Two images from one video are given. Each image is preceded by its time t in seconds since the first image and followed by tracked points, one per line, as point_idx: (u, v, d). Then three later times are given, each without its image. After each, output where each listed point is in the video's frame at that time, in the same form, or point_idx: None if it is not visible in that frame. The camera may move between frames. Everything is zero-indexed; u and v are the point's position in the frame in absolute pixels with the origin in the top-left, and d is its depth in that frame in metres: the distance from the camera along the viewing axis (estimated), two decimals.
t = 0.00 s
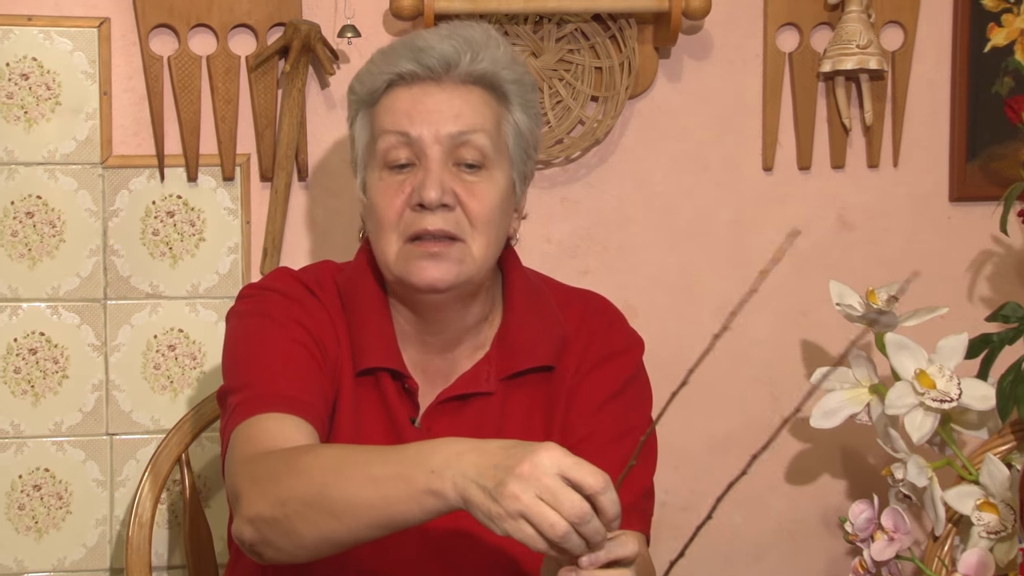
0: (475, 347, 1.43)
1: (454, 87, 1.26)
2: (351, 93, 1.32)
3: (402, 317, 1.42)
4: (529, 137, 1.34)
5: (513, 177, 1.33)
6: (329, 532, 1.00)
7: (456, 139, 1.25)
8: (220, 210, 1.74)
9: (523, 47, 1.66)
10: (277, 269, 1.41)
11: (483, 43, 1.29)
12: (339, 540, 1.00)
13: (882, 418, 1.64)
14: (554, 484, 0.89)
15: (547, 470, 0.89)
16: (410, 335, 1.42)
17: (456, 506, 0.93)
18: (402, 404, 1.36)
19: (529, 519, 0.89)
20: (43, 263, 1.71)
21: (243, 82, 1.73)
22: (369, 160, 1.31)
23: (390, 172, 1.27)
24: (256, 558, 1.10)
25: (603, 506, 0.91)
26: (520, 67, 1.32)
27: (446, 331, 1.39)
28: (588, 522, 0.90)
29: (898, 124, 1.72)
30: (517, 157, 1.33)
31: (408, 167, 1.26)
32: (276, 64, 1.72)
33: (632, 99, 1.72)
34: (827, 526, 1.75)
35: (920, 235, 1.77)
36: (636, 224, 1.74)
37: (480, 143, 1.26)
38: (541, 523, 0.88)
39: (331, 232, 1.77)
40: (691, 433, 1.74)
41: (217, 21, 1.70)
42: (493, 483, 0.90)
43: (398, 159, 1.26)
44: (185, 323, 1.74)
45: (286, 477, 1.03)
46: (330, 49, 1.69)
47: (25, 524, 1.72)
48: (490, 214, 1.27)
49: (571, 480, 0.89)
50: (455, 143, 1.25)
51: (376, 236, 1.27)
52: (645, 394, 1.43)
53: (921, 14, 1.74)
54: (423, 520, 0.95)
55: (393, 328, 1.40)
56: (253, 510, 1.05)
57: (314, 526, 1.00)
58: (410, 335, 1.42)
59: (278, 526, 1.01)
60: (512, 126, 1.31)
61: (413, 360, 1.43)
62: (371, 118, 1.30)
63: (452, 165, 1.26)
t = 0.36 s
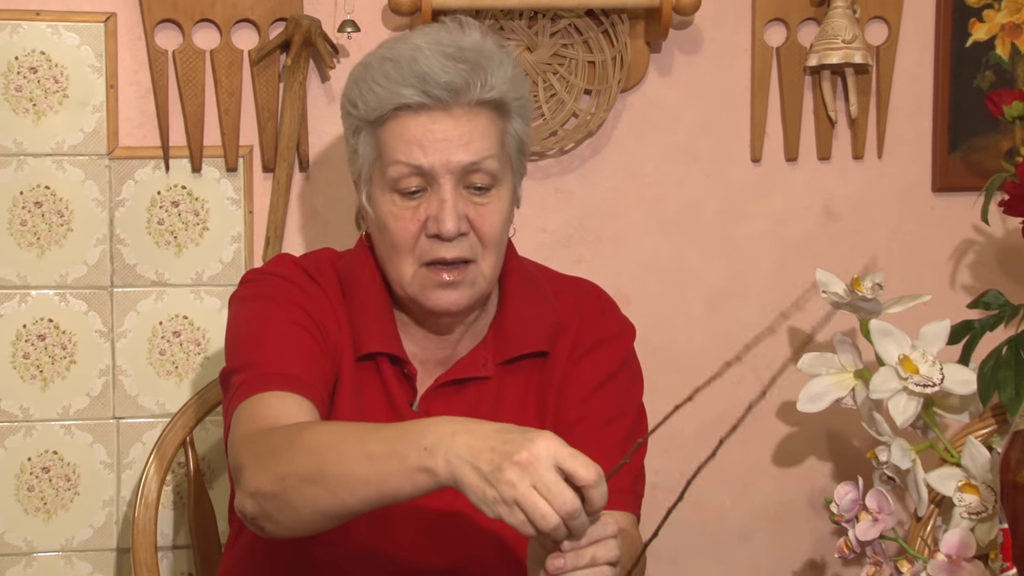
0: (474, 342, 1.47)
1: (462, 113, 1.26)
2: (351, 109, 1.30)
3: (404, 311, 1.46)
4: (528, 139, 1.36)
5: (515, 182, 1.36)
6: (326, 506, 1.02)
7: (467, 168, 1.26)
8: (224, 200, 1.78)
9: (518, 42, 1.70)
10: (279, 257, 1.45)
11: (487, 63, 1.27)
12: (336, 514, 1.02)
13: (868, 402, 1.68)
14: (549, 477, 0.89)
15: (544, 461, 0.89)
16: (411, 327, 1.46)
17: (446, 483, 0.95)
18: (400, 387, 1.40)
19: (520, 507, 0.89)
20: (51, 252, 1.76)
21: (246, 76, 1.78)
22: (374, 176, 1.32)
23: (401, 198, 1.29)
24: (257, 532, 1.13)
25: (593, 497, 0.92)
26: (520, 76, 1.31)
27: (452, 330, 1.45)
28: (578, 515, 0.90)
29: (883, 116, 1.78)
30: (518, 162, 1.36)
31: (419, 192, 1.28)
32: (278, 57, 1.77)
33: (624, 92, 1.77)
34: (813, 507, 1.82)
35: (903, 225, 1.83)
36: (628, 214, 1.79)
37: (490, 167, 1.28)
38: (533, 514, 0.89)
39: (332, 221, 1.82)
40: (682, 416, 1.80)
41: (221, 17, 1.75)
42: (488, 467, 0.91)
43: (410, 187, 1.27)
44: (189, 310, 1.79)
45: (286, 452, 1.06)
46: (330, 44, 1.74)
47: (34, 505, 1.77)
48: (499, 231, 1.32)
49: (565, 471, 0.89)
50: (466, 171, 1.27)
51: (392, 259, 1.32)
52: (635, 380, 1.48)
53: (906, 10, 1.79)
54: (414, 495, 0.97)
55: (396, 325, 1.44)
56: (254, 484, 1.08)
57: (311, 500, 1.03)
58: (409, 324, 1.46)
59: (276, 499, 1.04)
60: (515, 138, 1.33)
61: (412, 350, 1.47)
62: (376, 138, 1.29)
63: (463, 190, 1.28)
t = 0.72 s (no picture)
0: (473, 326, 1.51)
1: (455, 109, 1.30)
2: (347, 104, 1.34)
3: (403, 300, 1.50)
4: (521, 130, 1.40)
5: (509, 172, 1.40)
6: (330, 479, 1.06)
7: (460, 162, 1.30)
8: (227, 188, 1.83)
9: (514, 34, 1.74)
10: (282, 243, 1.49)
11: (478, 59, 1.31)
12: (340, 487, 1.07)
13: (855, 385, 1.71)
14: (547, 465, 0.91)
15: (543, 447, 0.92)
16: (410, 314, 1.50)
17: (446, 460, 0.98)
18: (399, 370, 1.44)
19: (517, 490, 0.92)
20: (59, 239, 1.80)
21: (248, 67, 1.82)
22: (371, 169, 1.36)
23: (396, 191, 1.33)
24: (262, 505, 1.18)
25: (587, 486, 0.94)
26: (512, 70, 1.35)
27: (450, 317, 1.49)
28: (571, 503, 0.92)
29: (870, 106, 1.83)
30: (511, 153, 1.40)
31: (414, 185, 1.32)
32: (280, 49, 1.80)
33: (618, 83, 1.81)
34: (802, 488, 1.87)
35: (890, 213, 1.88)
36: (622, 203, 1.83)
37: (483, 160, 1.32)
38: (528, 499, 0.91)
39: (333, 210, 1.87)
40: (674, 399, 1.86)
41: (224, 9, 1.79)
42: (488, 450, 0.93)
43: (405, 180, 1.32)
44: (194, 296, 1.84)
45: (292, 428, 1.10)
46: (331, 36, 1.78)
47: (43, 486, 1.81)
48: (493, 222, 1.36)
49: (563, 460, 0.91)
50: (459, 164, 1.31)
51: (388, 250, 1.36)
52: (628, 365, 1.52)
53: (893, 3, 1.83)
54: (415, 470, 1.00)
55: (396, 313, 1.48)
56: (261, 459, 1.12)
57: (315, 473, 1.07)
58: (409, 309, 1.50)
59: (283, 472, 1.08)
60: (507, 130, 1.37)
61: (410, 334, 1.51)
62: (371, 132, 1.34)
63: (457, 183, 1.32)
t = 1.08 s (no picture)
0: (471, 311, 1.54)
1: (449, 98, 1.34)
2: (345, 94, 1.38)
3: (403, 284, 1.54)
4: (516, 118, 1.44)
5: (504, 159, 1.44)
6: (333, 456, 1.09)
7: (455, 150, 1.35)
8: (230, 177, 1.87)
9: (511, 26, 1.78)
10: (286, 229, 1.53)
11: (472, 49, 1.35)
12: (342, 463, 1.10)
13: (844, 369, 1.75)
14: (543, 453, 0.95)
15: (540, 436, 0.95)
16: (410, 299, 1.54)
17: (446, 442, 1.01)
18: (399, 353, 1.48)
19: (514, 476, 0.96)
20: (66, 226, 1.84)
21: (251, 58, 1.86)
22: (368, 157, 1.40)
23: (393, 178, 1.37)
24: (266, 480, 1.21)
25: (582, 474, 0.98)
26: (506, 60, 1.39)
27: (448, 300, 1.52)
28: (565, 490, 0.96)
29: (858, 97, 1.89)
30: (507, 140, 1.44)
31: (410, 172, 1.37)
32: (281, 41, 1.85)
33: (612, 75, 1.85)
34: (791, 469, 1.94)
35: (877, 201, 1.94)
36: (616, 191, 1.88)
37: (477, 148, 1.36)
38: (522, 484, 0.96)
39: (334, 198, 1.91)
40: (666, 382, 1.91)
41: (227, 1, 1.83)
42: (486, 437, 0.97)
43: (401, 168, 1.36)
44: (197, 282, 1.88)
45: (298, 405, 1.13)
46: (333, 28, 1.82)
47: (50, 467, 1.86)
48: (488, 207, 1.40)
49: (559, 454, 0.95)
50: (454, 152, 1.35)
51: (386, 235, 1.40)
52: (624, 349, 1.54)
53: None
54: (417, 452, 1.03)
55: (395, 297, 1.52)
56: (267, 434, 1.16)
57: (319, 449, 1.10)
58: (408, 293, 1.53)
59: (287, 448, 1.11)
60: (501, 118, 1.41)
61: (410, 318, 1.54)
62: (368, 121, 1.38)
63: (452, 170, 1.36)
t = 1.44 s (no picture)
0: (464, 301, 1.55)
1: (442, 83, 1.35)
2: (339, 82, 1.40)
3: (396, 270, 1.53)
4: (510, 106, 1.46)
5: (498, 146, 1.46)
6: (320, 446, 1.11)
7: (448, 135, 1.36)
8: (228, 166, 1.88)
9: (506, 15, 1.79)
10: (279, 218, 1.54)
11: (465, 35, 1.37)
12: (329, 454, 1.12)
13: (837, 357, 1.75)
14: (532, 420, 0.97)
15: (529, 407, 0.98)
16: (402, 285, 1.54)
17: (431, 425, 1.03)
18: (392, 342, 1.48)
19: (506, 449, 0.97)
20: (64, 215, 1.85)
21: (248, 48, 1.87)
22: (362, 144, 1.41)
23: (386, 163, 1.39)
24: (254, 472, 1.23)
25: (574, 439, 1.00)
26: (498, 47, 1.41)
27: (443, 284, 1.52)
28: (558, 456, 0.99)
29: (852, 87, 1.91)
30: (500, 129, 1.45)
31: (403, 157, 1.38)
32: (279, 31, 1.86)
33: (607, 65, 1.87)
34: (785, 456, 2.00)
35: (869, 190, 1.97)
36: (610, 180, 1.90)
37: (470, 133, 1.38)
38: (516, 456, 0.97)
39: (331, 187, 1.92)
40: (660, 368, 1.95)
41: None
42: (474, 415, 0.99)
43: (394, 153, 1.37)
44: (195, 271, 1.89)
45: (282, 397, 1.14)
46: (330, 18, 1.83)
47: (49, 455, 1.87)
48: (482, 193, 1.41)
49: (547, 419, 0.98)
50: (447, 137, 1.36)
51: (379, 221, 1.41)
52: (617, 336, 1.55)
53: None
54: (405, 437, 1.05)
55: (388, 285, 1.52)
56: (252, 427, 1.17)
57: (305, 440, 1.12)
58: (401, 279, 1.54)
59: (274, 440, 1.13)
60: (495, 105, 1.42)
61: (403, 305, 1.55)
62: (362, 108, 1.39)
63: (445, 156, 1.38)
